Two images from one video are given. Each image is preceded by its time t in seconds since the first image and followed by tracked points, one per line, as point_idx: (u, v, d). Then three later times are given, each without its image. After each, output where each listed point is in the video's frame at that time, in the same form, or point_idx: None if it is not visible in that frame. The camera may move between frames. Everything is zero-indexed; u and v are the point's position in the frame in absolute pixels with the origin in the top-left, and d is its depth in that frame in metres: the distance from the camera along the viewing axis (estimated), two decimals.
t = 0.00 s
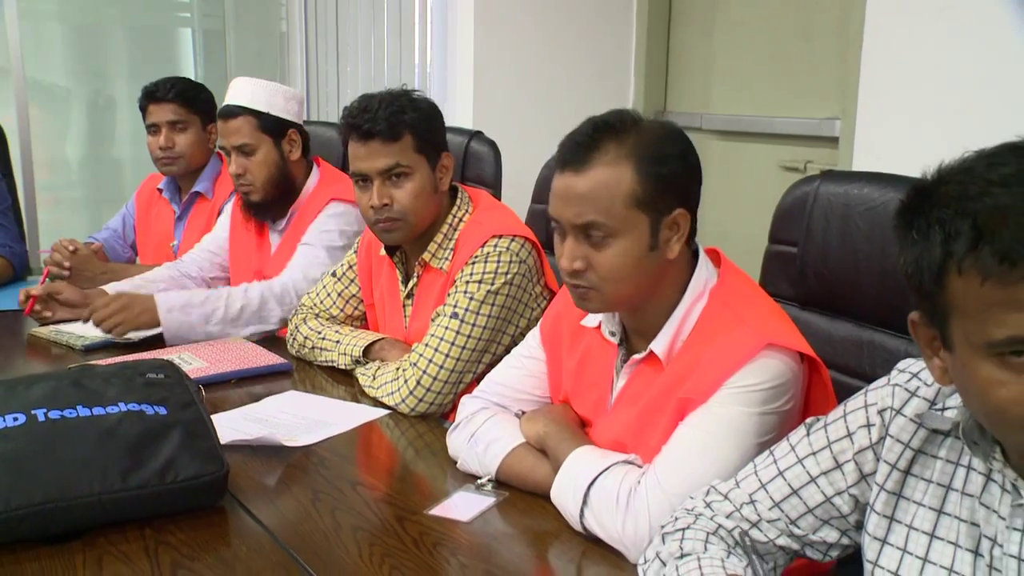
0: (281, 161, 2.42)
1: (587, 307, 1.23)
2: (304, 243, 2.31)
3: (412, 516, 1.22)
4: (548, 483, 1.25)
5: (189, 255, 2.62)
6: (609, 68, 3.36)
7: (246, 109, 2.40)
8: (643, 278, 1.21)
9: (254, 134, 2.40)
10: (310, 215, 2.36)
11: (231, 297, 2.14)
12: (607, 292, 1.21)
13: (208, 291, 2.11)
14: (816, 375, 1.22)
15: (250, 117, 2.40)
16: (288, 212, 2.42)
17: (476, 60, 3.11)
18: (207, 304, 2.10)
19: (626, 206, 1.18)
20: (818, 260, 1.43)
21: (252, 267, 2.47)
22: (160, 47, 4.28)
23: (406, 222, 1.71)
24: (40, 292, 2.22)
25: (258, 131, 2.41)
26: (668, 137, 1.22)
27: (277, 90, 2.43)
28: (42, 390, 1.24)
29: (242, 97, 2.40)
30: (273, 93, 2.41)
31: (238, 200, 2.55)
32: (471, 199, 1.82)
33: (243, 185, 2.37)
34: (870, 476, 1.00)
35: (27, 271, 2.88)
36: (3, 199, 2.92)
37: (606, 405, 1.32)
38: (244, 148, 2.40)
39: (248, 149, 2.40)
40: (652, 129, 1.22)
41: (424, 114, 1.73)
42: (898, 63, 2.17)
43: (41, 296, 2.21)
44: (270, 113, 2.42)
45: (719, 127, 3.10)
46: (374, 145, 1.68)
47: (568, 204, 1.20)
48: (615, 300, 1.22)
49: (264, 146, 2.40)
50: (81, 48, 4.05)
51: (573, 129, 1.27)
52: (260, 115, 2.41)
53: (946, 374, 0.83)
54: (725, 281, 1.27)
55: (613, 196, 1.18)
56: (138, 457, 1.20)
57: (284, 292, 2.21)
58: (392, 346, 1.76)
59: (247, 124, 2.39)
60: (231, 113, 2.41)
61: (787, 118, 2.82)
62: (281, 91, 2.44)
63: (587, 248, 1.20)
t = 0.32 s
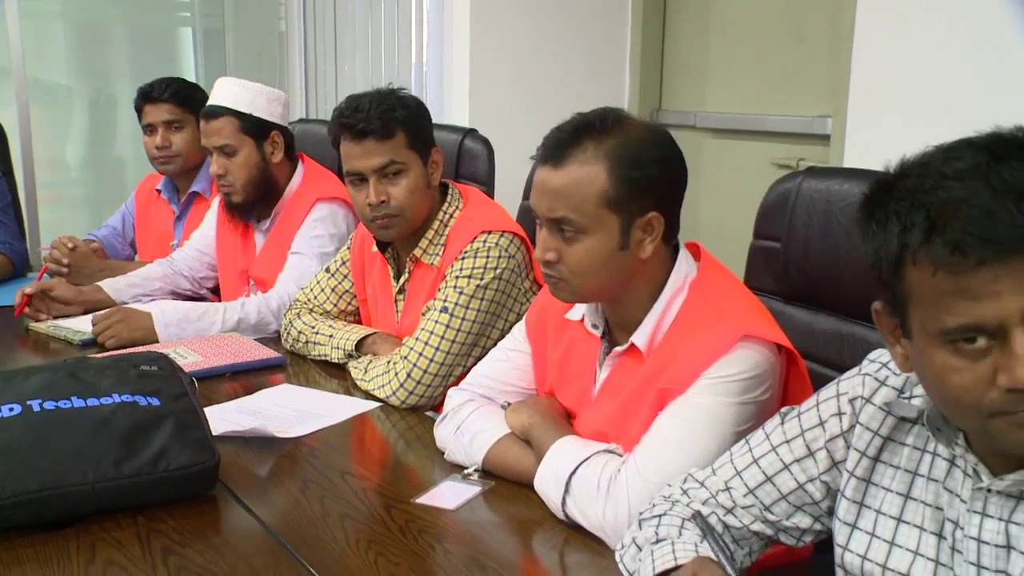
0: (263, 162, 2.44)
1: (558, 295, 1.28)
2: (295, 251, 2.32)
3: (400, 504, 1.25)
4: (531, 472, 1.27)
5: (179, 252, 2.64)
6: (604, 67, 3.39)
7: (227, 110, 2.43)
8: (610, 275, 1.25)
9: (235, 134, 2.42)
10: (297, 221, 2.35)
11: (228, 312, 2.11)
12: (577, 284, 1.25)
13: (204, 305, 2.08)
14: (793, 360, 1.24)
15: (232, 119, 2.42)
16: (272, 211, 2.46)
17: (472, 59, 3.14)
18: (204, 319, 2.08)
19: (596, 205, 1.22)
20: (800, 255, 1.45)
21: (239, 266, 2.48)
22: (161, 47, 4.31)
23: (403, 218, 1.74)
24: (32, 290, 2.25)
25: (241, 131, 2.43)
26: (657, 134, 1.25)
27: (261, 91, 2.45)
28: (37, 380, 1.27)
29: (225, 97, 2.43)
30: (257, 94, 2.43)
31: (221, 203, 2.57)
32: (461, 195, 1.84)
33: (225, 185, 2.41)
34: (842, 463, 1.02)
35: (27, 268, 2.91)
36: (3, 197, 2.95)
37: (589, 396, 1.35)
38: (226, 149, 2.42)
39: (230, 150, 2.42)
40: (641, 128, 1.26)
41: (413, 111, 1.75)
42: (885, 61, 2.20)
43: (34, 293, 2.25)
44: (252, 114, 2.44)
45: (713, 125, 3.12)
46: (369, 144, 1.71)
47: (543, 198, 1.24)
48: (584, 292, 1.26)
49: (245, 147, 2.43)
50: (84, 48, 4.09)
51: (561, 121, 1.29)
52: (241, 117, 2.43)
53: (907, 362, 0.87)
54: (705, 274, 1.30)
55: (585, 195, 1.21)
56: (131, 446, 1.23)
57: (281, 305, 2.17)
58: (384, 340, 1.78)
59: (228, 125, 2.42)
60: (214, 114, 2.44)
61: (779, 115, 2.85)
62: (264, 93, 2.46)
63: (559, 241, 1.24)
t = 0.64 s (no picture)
0: (273, 152, 2.47)
1: (535, 286, 1.33)
2: (288, 246, 2.35)
3: (386, 491, 1.28)
4: (514, 460, 1.31)
5: (175, 249, 2.68)
6: (599, 65, 3.42)
7: (237, 98, 2.44)
8: (584, 268, 1.30)
9: (246, 121, 2.44)
10: (290, 217, 2.38)
11: (224, 309, 2.13)
12: (552, 275, 1.30)
13: (202, 302, 2.11)
14: (764, 352, 1.30)
15: (244, 106, 2.44)
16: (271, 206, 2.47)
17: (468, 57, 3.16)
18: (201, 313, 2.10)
19: (570, 198, 1.26)
20: (780, 248, 1.48)
21: (233, 262, 2.52)
22: (161, 45, 4.34)
23: (393, 214, 1.77)
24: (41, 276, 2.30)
25: (252, 119, 2.45)
26: (631, 130, 1.30)
27: (267, 84, 2.50)
28: (33, 371, 1.30)
29: (234, 85, 2.44)
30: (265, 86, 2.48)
31: (219, 195, 2.60)
32: (451, 190, 1.87)
33: (233, 172, 2.41)
34: (811, 448, 1.05)
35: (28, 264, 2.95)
36: (3, 194, 2.98)
37: (569, 385, 1.39)
38: (238, 135, 2.44)
39: (242, 136, 2.44)
40: (614, 122, 1.31)
41: (401, 108, 1.79)
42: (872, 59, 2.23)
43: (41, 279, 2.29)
44: (263, 104, 2.48)
45: (707, 122, 3.15)
46: (358, 142, 1.74)
47: (520, 192, 1.29)
48: (559, 283, 1.31)
49: (257, 135, 2.45)
50: (86, 47, 4.12)
51: (537, 117, 1.35)
52: (253, 105, 2.46)
53: (869, 348, 0.90)
54: (680, 267, 1.35)
55: (557, 189, 1.26)
56: (124, 434, 1.26)
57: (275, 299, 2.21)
58: (375, 333, 1.82)
59: (240, 111, 2.44)
60: (223, 102, 2.44)
61: (771, 113, 2.88)
62: (269, 86, 2.51)
63: (536, 234, 1.30)
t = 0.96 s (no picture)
0: (272, 151, 2.50)
1: (518, 280, 1.36)
2: (282, 242, 2.38)
3: (372, 480, 1.32)
4: (496, 451, 1.34)
5: (170, 246, 2.71)
6: (594, 64, 3.44)
7: (239, 97, 2.47)
8: (564, 263, 1.33)
9: (246, 120, 2.47)
10: (284, 215, 2.41)
11: (218, 306, 2.15)
12: (534, 269, 1.33)
13: (195, 297, 2.13)
14: (741, 346, 1.33)
15: (244, 105, 2.47)
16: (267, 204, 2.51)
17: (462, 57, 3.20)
18: (193, 308, 2.13)
19: (551, 193, 1.30)
20: (758, 244, 1.52)
21: (228, 259, 2.56)
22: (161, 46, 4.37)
23: (382, 210, 1.80)
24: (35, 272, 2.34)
25: (251, 118, 2.48)
26: (612, 128, 1.34)
27: (266, 84, 2.53)
28: (27, 363, 1.34)
29: (234, 85, 2.47)
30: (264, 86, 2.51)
31: (215, 193, 2.63)
32: (440, 188, 1.90)
33: (232, 171, 2.43)
34: (779, 436, 1.09)
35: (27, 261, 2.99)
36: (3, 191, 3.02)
37: (551, 378, 1.42)
38: (237, 134, 2.47)
39: (241, 135, 2.47)
40: (595, 120, 1.34)
41: (390, 107, 1.82)
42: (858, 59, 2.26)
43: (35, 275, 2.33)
44: (262, 104, 2.51)
45: (699, 121, 3.17)
46: (347, 140, 1.78)
47: (503, 188, 1.32)
48: (541, 276, 1.34)
49: (256, 134, 2.48)
50: (87, 48, 4.16)
51: (520, 115, 1.38)
52: (253, 104, 2.49)
53: (830, 337, 0.92)
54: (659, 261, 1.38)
55: (539, 185, 1.30)
56: (116, 424, 1.30)
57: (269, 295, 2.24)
58: (365, 328, 1.85)
59: (240, 111, 2.47)
60: (224, 101, 2.47)
61: (762, 112, 2.91)
62: (269, 87, 2.55)
63: (518, 228, 1.33)
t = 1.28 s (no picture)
0: (250, 162, 2.49)
1: (506, 273, 1.38)
2: (274, 239, 2.41)
3: (356, 469, 1.35)
4: (478, 441, 1.37)
5: (164, 243, 2.74)
6: (586, 63, 3.47)
7: (217, 108, 2.48)
8: (552, 254, 1.35)
9: (222, 133, 2.47)
10: (275, 214, 2.44)
11: (210, 302, 2.19)
12: (524, 261, 1.35)
13: (187, 294, 2.16)
14: (718, 341, 1.34)
15: (220, 118, 2.47)
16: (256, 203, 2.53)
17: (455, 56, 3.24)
18: (186, 304, 2.16)
19: (541, 184, 1.32)
20: (731, 239, 1.55)
21: (222, 257, 2.59)
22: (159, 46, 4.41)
23: (369, 207, 1.83)
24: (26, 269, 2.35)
25: (227, 131, 2.48)
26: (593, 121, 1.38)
27: (250, 93, 2.50)
28: (20, 355, 1.37)
29: (215, 96, 2.47)
30: (248, 95, 2.49)
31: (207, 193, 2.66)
32: (426, 184, 1.94)
33: (211, 180, 2.47)
34: (749, 424, 1.12)
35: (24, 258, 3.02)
36: None
37: (532, 370, 1.45)
38: (213, 147, 2.48)
39: (216, 148, 2.47)
40: (577, 112, 1.38)
41: (377, 105, 1.85)
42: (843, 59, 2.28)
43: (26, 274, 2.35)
44: (241, 114, 2.49)
45: (689, 120, 3.20)
46: (335, 137, 1.81)
47: (492, 181, 1.35)
48: (531, 268, 1.36)
49: (232, 146, 2.48)
50: (85, 47, 4.20)
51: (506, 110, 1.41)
52: (230, 116, 2.48)
53: (791, 326, 0.95)
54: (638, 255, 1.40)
55: (528, 177, 1.32)
56: (105, 415, 1.33)
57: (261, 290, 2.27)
58: (354, 322, 1.88)
59: (217, 123, 2.47)
60: (202, 111, 2.49)
61: (751, 110, 2.93)
62: (254, 94, 2.51)
63: (506, 220, 1.35)
